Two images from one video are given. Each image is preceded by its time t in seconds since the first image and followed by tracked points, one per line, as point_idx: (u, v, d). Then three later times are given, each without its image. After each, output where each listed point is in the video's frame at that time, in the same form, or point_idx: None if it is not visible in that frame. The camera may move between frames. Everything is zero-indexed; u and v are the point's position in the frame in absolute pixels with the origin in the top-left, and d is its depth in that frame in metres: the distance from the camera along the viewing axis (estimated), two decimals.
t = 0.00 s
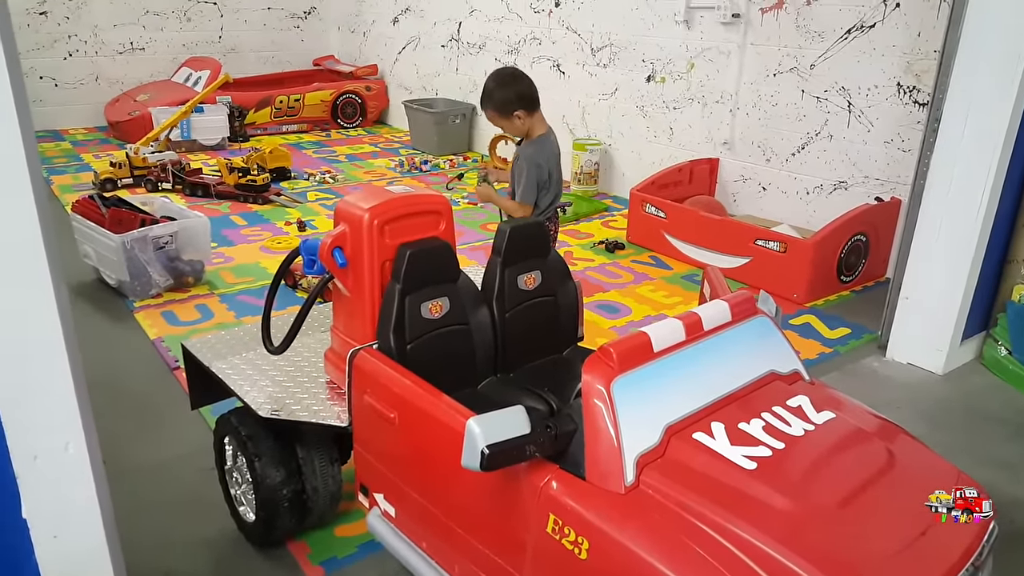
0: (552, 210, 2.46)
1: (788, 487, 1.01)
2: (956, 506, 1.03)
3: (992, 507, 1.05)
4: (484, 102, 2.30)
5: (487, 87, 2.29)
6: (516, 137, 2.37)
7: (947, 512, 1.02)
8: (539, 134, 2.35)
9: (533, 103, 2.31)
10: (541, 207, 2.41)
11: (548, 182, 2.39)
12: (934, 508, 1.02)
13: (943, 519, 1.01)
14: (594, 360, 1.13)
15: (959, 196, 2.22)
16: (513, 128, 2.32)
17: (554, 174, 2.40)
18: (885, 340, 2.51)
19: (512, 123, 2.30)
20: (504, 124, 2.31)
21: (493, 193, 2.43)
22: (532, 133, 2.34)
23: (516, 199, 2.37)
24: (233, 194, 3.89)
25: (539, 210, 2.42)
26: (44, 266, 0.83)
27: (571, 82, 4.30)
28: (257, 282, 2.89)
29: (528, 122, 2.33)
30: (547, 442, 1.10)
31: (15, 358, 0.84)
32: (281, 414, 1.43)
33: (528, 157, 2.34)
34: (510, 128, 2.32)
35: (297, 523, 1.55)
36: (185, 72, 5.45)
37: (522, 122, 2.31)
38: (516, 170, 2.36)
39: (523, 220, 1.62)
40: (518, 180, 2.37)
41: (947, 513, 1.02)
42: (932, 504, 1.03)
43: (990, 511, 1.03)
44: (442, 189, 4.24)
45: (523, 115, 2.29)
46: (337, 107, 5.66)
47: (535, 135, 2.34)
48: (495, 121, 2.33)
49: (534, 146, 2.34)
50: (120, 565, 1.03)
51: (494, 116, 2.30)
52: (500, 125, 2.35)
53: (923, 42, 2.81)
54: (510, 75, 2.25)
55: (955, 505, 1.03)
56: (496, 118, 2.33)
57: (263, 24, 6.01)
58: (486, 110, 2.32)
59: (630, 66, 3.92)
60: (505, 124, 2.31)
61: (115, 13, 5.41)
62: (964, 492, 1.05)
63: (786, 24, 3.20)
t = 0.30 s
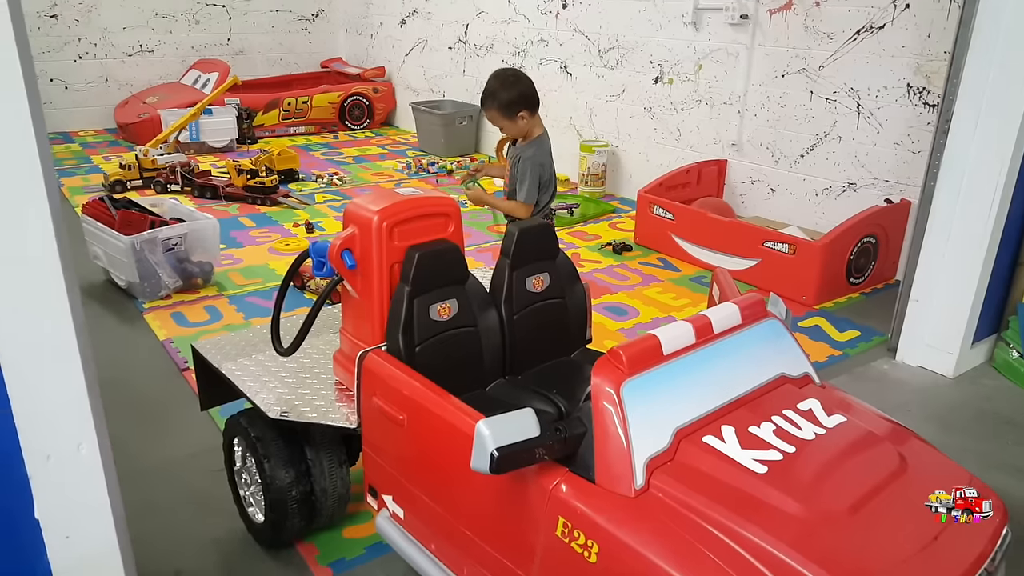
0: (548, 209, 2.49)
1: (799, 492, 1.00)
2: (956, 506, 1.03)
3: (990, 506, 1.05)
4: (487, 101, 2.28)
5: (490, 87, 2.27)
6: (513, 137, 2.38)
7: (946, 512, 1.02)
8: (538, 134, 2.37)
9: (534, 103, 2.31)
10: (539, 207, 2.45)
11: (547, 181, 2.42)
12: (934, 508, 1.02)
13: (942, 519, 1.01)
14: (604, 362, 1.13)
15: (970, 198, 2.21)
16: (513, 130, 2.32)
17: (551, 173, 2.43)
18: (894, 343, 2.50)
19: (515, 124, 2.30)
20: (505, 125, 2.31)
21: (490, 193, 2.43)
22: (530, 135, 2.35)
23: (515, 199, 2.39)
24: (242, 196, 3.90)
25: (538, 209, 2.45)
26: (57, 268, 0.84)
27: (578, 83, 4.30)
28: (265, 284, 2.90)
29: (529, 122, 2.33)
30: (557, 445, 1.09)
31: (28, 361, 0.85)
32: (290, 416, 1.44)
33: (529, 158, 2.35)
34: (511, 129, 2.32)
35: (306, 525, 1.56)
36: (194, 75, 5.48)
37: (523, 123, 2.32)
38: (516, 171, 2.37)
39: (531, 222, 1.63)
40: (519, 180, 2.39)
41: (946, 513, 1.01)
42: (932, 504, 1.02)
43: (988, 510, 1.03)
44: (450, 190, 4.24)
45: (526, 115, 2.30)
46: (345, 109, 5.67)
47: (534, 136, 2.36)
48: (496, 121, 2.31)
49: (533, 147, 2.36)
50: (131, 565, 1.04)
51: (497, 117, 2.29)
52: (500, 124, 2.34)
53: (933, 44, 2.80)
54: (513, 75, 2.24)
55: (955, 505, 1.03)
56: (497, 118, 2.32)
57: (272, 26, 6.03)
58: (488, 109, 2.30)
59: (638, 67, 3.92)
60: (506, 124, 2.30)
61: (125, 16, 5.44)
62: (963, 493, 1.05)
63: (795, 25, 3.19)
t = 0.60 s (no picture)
0: (544, 213, 2.46)
1: (806, 499, 0.99)
2: (956, 506, 1.03)
3: (991, 507, 1.05)
4: (489, 99, 2.27)
5: (493, 85, 2.26)
6: (511, 137, 2.36)
7: (946, 512, 1.02)
8: (537, 137, 2.35)
9: (535, 106, 2.31)
10: (534, 209, 2.41)
11: (543, 185, 2.39)
12: (934, 508, 1.02)
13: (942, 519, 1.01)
14: (612, 368, 1.13)
15: (978, 204, 2.20)
16: (514, 129, 2.31)
17: (548, 177, 2.41)
18: (902, 349, 2.48)
19: (516, 123, 2.29)
20: (507, 124, 2.29)
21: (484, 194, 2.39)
22: (529, 136, 2.33)
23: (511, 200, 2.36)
24: (248, 198, 3.91)
25: (533, 212, 2.42)
26: (64, 270, 0.83)
27: (585, 87, 4.30)
28: (270, 286, 2.90)
29: (529, 124, 2.32)
30: (563, 451, 1.08)
31: (33, 363, 0.84)
32: (294, 420, 1.43)
33: (526, 158, 2.33)
34: (512, 129, 2.31)
35: (309, 530, 1.55)
36: (200, 76, 5.49)
37: (523, 123, 2.31)
38: (513, 170, 2.34)
39: (537, 226, 1.62)
40: (515, 180, 2.36)
41: (946, 512, 1.01)
42: (931, 504, 1.02)
43: (989, 510, 1.03)
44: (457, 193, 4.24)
45: (526, 116, 2.29)
46: (352, 111, 5.68)
47: (531, 137, 2.34)
48: (498, 119, 2.30)
49: (530, 147, 2.33)
50: (135, 568, 1.03)
51: (499, 114, 2.28)
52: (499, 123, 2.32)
53: (941, 49, 2.78)
54: (517, 75, 2.26)
55: (955, 505, 1.03)
56: (498, 116, 2.30)
57: (279, 28, 6.04)
58: (490, 106, 2.29)
59: (646, 71, 3.92)
60: (508, 123, 2.29)
61: (133, 18, 5.46)
62: (964, 493, 1.05)
63: (803, 30, 3.19)
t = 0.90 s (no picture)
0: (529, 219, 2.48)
1: (801, 504, 1.00)
2: (957, 506, 1.05)
3: (990, 507, 1.07)
4: (496, 101, 2.25)
5: (495, 88, 2.25)
6: (503, 142, 2.35)
7: (946, 512, 1.04)
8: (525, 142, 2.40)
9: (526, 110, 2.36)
10: (525, 215, 2.42)
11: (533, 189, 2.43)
12: (935, 508, 1.04)
13: (942, 519, 1.03)
14: (609, 374, 1.14)
15: (973, 213, 2.21)
16: (513, 134, 2.32)
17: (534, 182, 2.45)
18: (898, 357, 2.49)
19: (518, 127, 2.31)
20: (509, 127, 2.29)
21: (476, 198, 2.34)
22: (521, 142, 2.36)
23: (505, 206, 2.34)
24: (247, 202, 3.92)
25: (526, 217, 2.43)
26: (64, 272, 0.84)
27: (586, 94, 4.31)
28: (269, 290, 2.91)
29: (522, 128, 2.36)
30: (561, 455, 1.09)
31: (32, 366, 0.85)
32: (292, 423, 1.44)
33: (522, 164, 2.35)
34: (510, 134, 2.32)
35: (306, 534, 1.55)
36: (201, 79, 5.50)
37: (520, 129, 2.34)
38: (509, 175, 2.33)
39: (536, 232, 1.64)
40: (513, 185, 2.34)
41: (946, 512, 1.04)
42: (932, 504, 1.05)
43: (990, 508, 1.04)
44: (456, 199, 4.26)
45: (524, 120, 2.33)
46: (352, 116, 5.69)
47: (524, 141, 2.37)
48: (500, 123, 2.28)
49: (524, 152, 2.35)
50: (132, 570, 1.04)
51: (506, 117, 2.26)
52: (497, 128, 2.30)
53: (938, 60, 2.80)
54: (518, 80, 2.29)
55: (955, 505, 1.05)
56: (498, 119, 2.29)
57: (280, 32, 6.06)
58: (493, 109, 2.27)
59: (645, 79, 3.94)
60: (511, 127, 2.29)
61: (134, 21, 5.48)
62: (964, 493, 1.07)
63: (802, 39, 3.20)
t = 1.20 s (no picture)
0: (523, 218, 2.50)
1: (798, 508, 1.00)
2: (956, 505, 1.06)
3: (989, 506, 1.08)
4: (487, 107, 2.23)
5: (487, 93, 2.23)
6: (493, 147, 2.34)
7: (946, 512, 1.05)
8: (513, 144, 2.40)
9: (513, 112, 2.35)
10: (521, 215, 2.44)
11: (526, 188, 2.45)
12: (934, 507, 1.06)
13: (942, 519, 1.05)
14: (606, 378, 1.14)
15: (968, 218, 2.22)
16: (504, 139, 2.32)
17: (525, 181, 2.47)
18: (894, 362, 2.50)
19: (509, 130, 2.30)
20: (501, 132, 2.28)
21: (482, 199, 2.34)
22: (511, 146, 2.37)
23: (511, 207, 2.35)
24: (243, 206, 3.91)
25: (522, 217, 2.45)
26: (62, 276, 0.84)
27: (581, 99, 4.32)
28: (265, 295, 2.90)
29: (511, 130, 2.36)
30: (557, 459, 1.09)
31: (29, 370, 0.85)
32: (289, 428, 1.43)
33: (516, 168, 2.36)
34: (502, 139, 2.31)
35: (303, 538, 1.55)
36: (197, 84, 5.51)
37: (509, 134, 2.34)
38: (508, 180, 2.34)
39: (533, 237, 1.64)
40: (511, 188, 2.35)
41: (946, 512, 1.05)
42: (932, 504, 1.06)
43: (989, 509, 1.05)
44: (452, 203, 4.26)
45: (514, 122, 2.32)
46: (348, 121, 5.70)
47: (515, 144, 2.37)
48: (493, 128, 2.27)
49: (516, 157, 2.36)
50: None
51: (499, 122, 2.25)
52: (488, 133, 2.29)
53: (933, 65, 2.82)
54: (505, 84, 2.27)
55: (955, 505, 1.06)
56: (490, 125, 2.27)
57: (276, 37, 6.06)
58: (485, 114, 2.24)
59: (641, 84, 3.95)
60: (503, 132, 2.29)
61: (130, 26, 5.48)
62: (964, 492, 1.07)
63: (797, 44, 3.22)
